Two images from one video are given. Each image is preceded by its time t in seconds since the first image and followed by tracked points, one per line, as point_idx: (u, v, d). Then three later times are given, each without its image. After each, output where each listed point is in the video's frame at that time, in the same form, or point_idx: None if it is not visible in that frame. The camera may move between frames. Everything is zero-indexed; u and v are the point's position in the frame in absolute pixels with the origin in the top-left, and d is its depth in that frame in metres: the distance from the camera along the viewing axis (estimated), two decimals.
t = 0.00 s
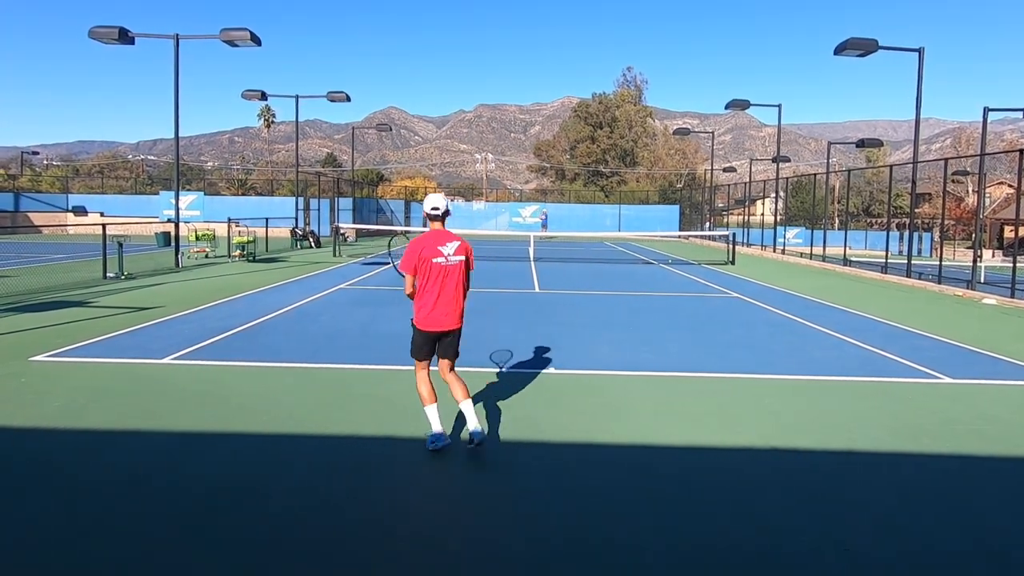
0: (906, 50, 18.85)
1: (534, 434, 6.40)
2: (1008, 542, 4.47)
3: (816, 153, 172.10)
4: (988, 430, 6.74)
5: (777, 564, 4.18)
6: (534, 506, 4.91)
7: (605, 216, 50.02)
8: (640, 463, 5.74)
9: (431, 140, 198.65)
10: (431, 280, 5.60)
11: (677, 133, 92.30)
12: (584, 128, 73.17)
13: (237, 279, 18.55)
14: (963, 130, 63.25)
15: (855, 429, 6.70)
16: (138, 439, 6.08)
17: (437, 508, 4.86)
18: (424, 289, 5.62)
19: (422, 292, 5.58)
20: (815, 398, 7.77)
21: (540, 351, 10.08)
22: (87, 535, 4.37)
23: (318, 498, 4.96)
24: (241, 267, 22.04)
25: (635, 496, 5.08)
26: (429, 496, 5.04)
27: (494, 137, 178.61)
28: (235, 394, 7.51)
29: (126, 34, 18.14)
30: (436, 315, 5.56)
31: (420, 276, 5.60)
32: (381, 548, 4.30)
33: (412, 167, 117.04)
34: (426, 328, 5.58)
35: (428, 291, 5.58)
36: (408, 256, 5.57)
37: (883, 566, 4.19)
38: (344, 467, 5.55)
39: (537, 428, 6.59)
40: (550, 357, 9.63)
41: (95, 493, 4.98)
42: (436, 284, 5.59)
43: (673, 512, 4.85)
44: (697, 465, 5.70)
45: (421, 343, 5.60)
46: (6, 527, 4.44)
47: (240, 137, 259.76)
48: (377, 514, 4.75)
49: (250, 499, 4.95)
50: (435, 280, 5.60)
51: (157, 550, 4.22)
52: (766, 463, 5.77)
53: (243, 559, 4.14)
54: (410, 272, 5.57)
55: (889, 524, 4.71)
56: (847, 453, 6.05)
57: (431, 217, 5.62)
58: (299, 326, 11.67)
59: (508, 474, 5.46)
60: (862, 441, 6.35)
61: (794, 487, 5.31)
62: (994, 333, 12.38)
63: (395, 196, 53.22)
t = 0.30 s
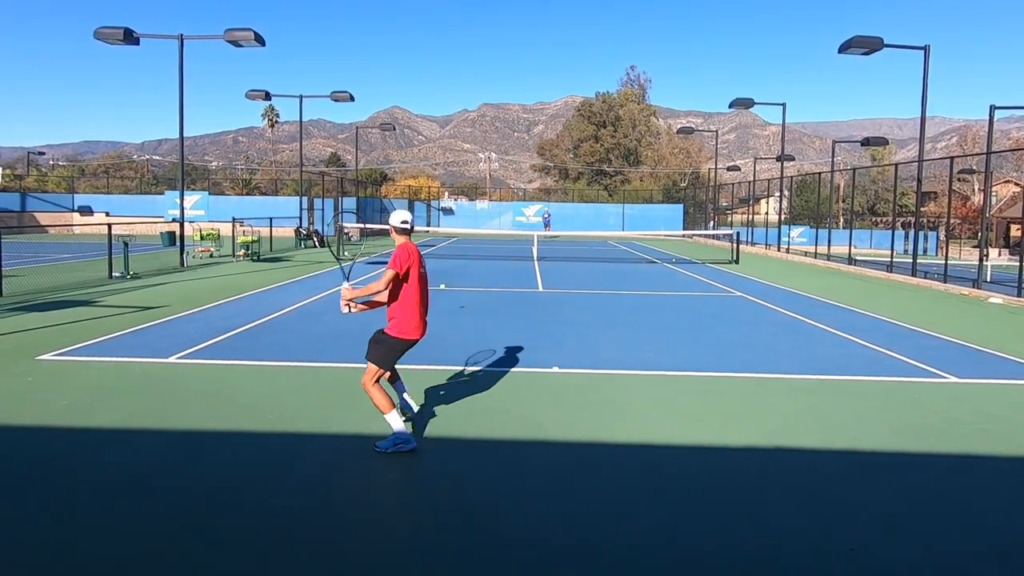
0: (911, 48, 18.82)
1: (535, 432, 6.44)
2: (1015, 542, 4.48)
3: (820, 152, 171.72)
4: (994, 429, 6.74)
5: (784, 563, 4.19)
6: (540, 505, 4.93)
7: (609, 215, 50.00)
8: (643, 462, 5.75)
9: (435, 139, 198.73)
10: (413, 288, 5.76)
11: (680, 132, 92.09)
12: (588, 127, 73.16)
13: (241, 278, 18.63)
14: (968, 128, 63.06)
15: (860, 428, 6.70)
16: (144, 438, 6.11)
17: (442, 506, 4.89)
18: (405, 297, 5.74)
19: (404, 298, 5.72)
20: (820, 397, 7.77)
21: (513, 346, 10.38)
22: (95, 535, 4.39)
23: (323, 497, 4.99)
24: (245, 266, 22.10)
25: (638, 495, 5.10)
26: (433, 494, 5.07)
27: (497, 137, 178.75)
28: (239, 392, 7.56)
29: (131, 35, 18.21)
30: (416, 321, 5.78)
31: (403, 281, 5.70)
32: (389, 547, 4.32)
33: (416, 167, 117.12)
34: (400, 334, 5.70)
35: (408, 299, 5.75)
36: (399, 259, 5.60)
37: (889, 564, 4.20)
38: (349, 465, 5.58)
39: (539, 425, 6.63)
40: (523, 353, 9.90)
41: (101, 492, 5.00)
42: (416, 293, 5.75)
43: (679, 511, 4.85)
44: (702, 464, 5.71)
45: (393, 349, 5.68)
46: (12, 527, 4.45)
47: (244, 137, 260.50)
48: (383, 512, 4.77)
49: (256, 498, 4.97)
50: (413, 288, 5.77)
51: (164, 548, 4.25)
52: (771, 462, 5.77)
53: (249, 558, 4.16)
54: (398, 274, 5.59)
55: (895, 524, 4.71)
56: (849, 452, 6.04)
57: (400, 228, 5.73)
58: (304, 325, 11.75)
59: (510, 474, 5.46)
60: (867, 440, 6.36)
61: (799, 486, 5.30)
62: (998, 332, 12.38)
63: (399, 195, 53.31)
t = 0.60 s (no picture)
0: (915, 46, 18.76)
1: (537, 432, 6.44)
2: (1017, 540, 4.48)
3: (825, 150, 171.38)
4: (997, 428, 6.74)
5: (788, 562, 4.20)
6: (542, 504, 4.93)
7: (612, 214, 49.97)
8: (645, 461, 5.74)
9: (438, 138, 198.85)
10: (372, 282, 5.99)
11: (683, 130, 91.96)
12: (591, 125, 73.16)
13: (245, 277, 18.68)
14: (973, 126, 62.90)
15: (863, 427, 6.69)
16: (148, 437, 6.12)
17: (445, 504, 4.90)
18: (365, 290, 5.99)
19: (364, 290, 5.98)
20: (823, 396, 7.76)
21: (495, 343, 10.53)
22: (99, 533, 4.40)
23: (326, 496, 5.00)
24: (249, 265, 22.15)
25: (640, 494, 5.11)
26: (435, 493, 5.08)
27: (500, 135, 178.91)
28: (242, 391, 7.58)
29: (135, 35, 18.27)
30: (371, 314, 5.92)
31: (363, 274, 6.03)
32: (392, 545, 4.33)
33: (419, 166, 117.27)
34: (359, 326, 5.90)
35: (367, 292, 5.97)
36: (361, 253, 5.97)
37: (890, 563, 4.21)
38: (351, 464, 5.59)
39: (541, 425, 6.63)
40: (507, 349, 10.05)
41: (105, 491, 5.02)
42: (376, 286, 5.97)
43: (681, 509, 4.86)
44: (704, 463, 5.70)
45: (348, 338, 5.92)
46: (17, 526, 4.46)
47: (248, 136, 260.87)
48: (385, 511, 4.79)
49: (259, 496, 4.98)
50: (375, 282, 5.98)
51: (168, 547, 4.26)
52: (774, 461, 5.76)
53: (252, 557, 4.17)
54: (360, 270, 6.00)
55: (897, 522, 4.72)
56: (854, 452, 6.01)
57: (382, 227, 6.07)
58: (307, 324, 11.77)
59: (513, 474, 5.44)
60: (870, 439, 6.36)
61: (801, 485, 5.31)
62: (1003, 331, 12.35)
63: (402, 194, 53.34)
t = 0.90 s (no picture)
0: (917, 45, 18.72)
1: (536, 430, 6.44)
2: (1019, 541, 4.47)
3: (827, 150, 171.19)
4: (1000, 428, 6.73)
5: (792, 563, 4.19)
6: (541, 503, 4.93)
7: (613, 213, 49.92)
8: (647, 461, 5.74)
9: (439, 138, 198.81)
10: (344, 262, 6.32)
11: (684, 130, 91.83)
12: (592, 125, 73.12)
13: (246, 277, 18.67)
14: (976, 125, 62.78)
15: (864, 427, 6.68)
16: (148, 437, 6.12)
17: (444, 504, 4.91)
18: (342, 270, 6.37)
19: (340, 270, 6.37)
20: (825, 396, 7.76)
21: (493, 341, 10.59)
22: (97, 533, 4.40)
23: (325, 496, 4.99)
24: (250, 264, 22.15)
25: (642, 494, 5.10)
26: (435, 492, 5.09)
27: (501, 134, 179.05)
28: (243, 390, 7.58)
29: (136, 34, 18.28)
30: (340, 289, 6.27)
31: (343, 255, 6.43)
32: (392, 546, 4.32)
33: (420, 166, 117.20)
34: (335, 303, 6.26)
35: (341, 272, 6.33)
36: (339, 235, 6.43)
37: (891, 562, 4.21)
38: (352, 464, 5.59)
39: (540, 424, 6.63)
40: (506, 347, 10.12)
41: (104, 490, 5.03)
42: (342, 266, 6.30)
43: (683, 510, 4.86)
44: (705, 463, 5.70)
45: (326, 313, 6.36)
46: (17, 527, 4.46)
47: (250, 135, 261.30)
48: (385, 511, 4.79)
49: (260, 496, 4.99)
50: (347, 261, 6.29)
51: (169, 547, 4.25)
52: (776, 461, 5.75)
53: (255, 557, 4.17)
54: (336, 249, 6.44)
55: (900, 521, 4.71)
56: (856, 452, 6.01)
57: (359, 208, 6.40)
58: (308, 323, 11.78)
59: (514, 473, 5.44)
60: (870, 438, 6.36)
61: (802, 485, 5.30)
62: (1005, 331, 12.32)
63: (403, 194, 53.34)
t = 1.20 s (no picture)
0: (917, 45, 18.71)
1: (537, 431, 6.41)
2: (1019, 541, 4.47)
3: (826, 150, 171.23)
4: (1001, 428, 6.73)
5: (792, 563, 4.18)
6: (542, 503, 4.92)
7: (613, 213, 49.89)
8: (647, 461, 5.73)
9: (439, 137, 198.75)
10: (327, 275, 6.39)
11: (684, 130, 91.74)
12: (592, 124, 73.09)
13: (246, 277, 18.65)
14: (976, 125, 62.76)
15: (865, 427, 6.66)
16: (148, 436, 6.11)
17: (445, 503, 4.91)
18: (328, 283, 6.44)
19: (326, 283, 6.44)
20: (826, 396, 7.75)
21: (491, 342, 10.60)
22: (98, 534, 4.39)
23: (325, 497, 4.99)
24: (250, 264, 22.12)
25: (642, 493, 5.09)
26: (436, 492, 5.07)
27: (501, 134, 179.04)
28: (242, 390, 7.58)
29: (136, 34, 18.26)
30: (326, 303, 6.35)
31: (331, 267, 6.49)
32: (392, 546, 4.31)
33: (420, 165, 117.15)
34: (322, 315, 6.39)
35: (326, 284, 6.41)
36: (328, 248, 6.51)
37: (892, 562, 4.21)
38: (353, 464, 5.58)
39: (541, 425, 6.60)
40: (506, 348, 10.08)
41: (104, 489, 5.02)
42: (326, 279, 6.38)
43: (684, 510, 4.84)
44: (705, 463, 5.69)
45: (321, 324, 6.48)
46: (18, 526, 4.46)
47: (249, 135, 261.21)
48: (385, 511, 4.78)
49: (259, 496, 4.98)
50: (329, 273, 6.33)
51: (169, 547, 4.24)
52: (777, 462, 5.74)
53: (254, 557, 4.16)
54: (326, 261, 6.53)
55: (901, 522, 4.70)
56: (856, 451, 6.00)
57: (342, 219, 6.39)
58: (308, 323, 11.77)
59: (514, 474, 5.43)
60: (871, 438, 6.35)
61: (802, 485, 5.29)
62: (1005, 331, 12.31)
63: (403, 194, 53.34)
